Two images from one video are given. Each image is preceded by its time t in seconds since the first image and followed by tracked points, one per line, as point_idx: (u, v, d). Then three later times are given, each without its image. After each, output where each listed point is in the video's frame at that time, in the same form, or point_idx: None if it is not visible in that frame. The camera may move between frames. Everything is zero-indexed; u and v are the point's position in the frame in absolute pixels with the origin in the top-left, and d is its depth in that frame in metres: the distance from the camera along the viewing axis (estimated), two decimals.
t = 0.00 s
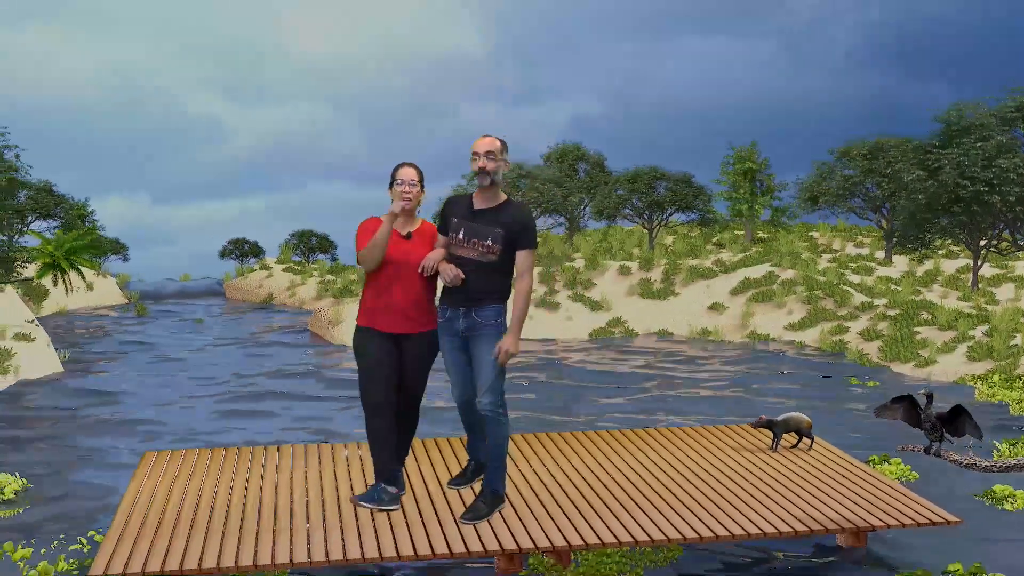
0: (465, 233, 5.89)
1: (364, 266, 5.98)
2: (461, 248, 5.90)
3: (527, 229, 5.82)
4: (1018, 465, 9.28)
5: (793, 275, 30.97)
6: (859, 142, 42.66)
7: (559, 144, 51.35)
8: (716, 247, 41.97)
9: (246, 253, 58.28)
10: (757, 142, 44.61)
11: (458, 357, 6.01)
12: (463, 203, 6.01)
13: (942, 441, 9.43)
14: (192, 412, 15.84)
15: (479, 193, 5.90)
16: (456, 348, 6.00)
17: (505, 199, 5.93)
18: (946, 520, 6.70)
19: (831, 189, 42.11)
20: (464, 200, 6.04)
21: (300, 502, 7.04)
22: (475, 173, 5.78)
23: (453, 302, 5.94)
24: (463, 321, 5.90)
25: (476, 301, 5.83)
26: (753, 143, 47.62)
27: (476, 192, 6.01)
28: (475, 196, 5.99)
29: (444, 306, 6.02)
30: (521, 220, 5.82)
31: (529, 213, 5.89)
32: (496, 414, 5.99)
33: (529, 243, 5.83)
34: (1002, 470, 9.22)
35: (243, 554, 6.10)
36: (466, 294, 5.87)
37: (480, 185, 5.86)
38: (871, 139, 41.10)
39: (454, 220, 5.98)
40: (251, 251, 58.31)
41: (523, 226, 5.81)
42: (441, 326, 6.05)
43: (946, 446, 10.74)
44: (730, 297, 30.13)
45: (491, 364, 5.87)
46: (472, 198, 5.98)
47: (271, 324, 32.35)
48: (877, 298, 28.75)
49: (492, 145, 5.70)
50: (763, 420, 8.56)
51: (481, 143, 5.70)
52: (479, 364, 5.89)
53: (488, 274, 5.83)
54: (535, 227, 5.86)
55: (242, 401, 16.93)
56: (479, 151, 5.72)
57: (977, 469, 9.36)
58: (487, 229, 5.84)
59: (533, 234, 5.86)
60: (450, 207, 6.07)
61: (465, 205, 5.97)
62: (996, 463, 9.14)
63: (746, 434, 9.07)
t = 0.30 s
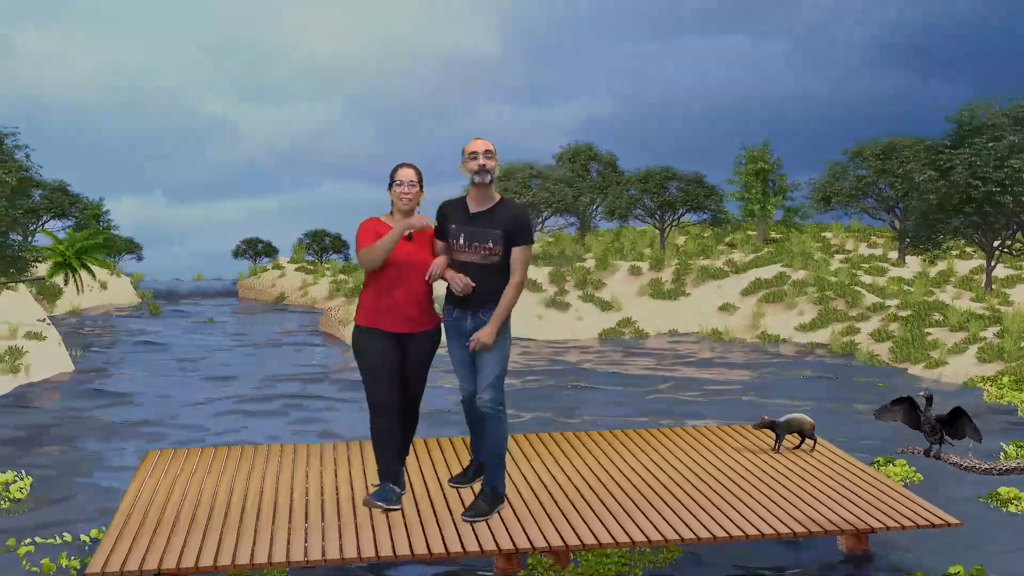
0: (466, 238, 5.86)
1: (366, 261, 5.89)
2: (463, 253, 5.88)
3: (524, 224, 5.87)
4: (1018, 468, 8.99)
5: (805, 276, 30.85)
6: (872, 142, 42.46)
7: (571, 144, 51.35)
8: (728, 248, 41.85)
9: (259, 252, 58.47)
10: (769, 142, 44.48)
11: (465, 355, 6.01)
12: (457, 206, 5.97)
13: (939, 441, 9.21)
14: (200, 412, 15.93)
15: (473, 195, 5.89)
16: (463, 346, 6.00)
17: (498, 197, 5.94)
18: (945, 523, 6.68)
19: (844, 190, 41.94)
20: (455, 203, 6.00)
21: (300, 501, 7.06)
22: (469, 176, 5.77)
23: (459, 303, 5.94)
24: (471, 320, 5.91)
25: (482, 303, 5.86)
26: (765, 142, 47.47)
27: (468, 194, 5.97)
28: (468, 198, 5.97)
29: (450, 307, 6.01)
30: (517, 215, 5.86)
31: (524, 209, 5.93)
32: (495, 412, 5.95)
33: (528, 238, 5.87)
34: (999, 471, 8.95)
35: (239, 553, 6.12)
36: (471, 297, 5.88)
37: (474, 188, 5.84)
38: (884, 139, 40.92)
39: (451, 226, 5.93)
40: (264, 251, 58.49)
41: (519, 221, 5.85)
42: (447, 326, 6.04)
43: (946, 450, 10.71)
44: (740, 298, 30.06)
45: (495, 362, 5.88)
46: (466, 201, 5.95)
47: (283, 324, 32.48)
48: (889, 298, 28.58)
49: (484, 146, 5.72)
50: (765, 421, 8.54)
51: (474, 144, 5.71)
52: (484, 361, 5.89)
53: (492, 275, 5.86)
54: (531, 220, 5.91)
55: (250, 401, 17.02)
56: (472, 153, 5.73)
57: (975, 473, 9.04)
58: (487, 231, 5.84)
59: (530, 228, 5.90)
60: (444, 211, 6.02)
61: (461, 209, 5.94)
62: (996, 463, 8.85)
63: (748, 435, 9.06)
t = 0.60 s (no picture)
0: (464, 240, 5.85)
1: (367, 278, 5.82)
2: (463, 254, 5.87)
3: (521, 219, 5.86)
4: (1019, 471, 9.09)
5: (816, 277, 30.73)
6: (885, 142, 42.25)
7: (583, 144, 51.31)
8: (741, 248, 41.73)
9: (272, 252, 58.64)
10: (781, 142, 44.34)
11: (470, 352, 6.03)
12: (451, 210, 5.97)
13: (940, 444, 9.30)
14: (208, 413, 16.00)
15: (465, 198, 5.90)
16: (467, 345, 6.02)
17: (491, 197, 5.94)
18: (946, 525, 6.65)
19: (856, 190, 41.77)
20: (449, 207, 6.00)
21: (299, 501, 7.07)
22: (460, 182, 5.82)
23: (462, 304, 5.94)
24: (475, 319, 5.92)
25: (485, 302, 5.86)
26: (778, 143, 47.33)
27: (460, 198, 5.99)
28: (461, 202, 5.98)
29: (452, 307, 6.02)
30: (513, 212, 5.85)
31: (518, 204, 5.92)
32: (504, 408, 5.98)
33: (527, 233, 5.87)
34: (999, 477, 9.10)
35: (236, 553, 6.12)
36: (473, 295, 5.89)
37: (465, 193, 5.87)
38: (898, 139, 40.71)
39: (449, 229, 5.94)
40: (277, 250, 58.66)
41: (515, 217, 5.84)
42: (450, 326, 6.05)
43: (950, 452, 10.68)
44: (751, 298, 29.98)
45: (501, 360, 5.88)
46: (459, 204, 5.96)
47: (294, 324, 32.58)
48: (901, 299, 28.40)
49: (472, 152, 5.78)
50: (767, 421, 8.52)
51: (462, 150, 5.77)
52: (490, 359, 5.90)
53: (493, 274, 5.86)
54: (528, 214, 5.90)
55: (258, 402, 17.07)
56: (461, 159, 5.79)
57: (974, 476, 9.22)
58: (484, 231, 5.83)
59: (527, 223, 5.90)
60: (439, 215, 6.02)
61: (455, 211, 5.94)
62: (996, 470, 8.99)
63: (749, 436, 9.04)
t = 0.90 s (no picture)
0: (461, 240, 5.84)
1: (353, 279, 5.89)
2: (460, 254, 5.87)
3: (518, 220, 5.90)
4: (1019, 475, 9.02)
5: (827, 277, 30.61)
6: (898, 142, 42.04)
7: (594, 145, 51.27)
8: (752, 248, 41.61)
9: (285, 252, 58.79)
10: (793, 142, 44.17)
11: (469, 355, 6.06)
12: (447, 209, 5.97)
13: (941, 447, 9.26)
14: (215, 414, 16.06)
15: (462, 197, 5.89)
16: (466, 348, 6.05)
17: (488, 196, 5.95)
18: (946, 527, 6.63)
19: (868, 190, 41.59)
20: (446, 206, 6.00)
21: (300, 499, 7.10)
22: (458, 180, 5.81)
23: (459, 305, 5.94)
24: (473, 321, 5.92)
25: (483, 302, 5.85)
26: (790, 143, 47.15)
27: (455, 196, 5.98)
28: (457, 200, 5.97)
29: (450, 308, 6.02)
30: (510, 212, 5.89)
31: (515, 204, 5.95)
32: (502, 411, 5.97)
33: (525, 232, 5.91)
34: (1000, 480, 9.04)
35: (234, 551, 6.15)
36: (471, 295, 5.88)
37: (462, 192, 5.86)
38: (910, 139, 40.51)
39: (445, 228, 5.92)
40: (290, 250, 58.80)
41: (512, 218, 5.88)
42: (448, 328, 6.06)
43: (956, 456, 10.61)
44: (762, 299, 29.91)
45: (499, 363, 5.88)
46: (456, 203, 5.95)
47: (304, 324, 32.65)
48: (912, 300, 28.25)
49: (470, 149, 5.76)
50: (770, 422, 8.50)
51: (460, 148, 5.74)
52: (488, 362, 5.90)
53: (490, 275, 5.84)
54: (526, 214, 5.96)
55: (266, 403, 17.14)
56: (459, 157, 5.77)
57: (975, 479, 9.16)
58: (481, 231, 5.83)
59: (524, 223, 5.93)
60: (435, 214, 6.01)
61: (452, 210, 5.93)
62: (997, 473, 8.93)
63: (753, 437, 9.02)
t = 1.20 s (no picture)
0: (462, 237, 5.85)
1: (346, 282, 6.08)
2: (461, 252, 5.86)
3: (525, 221, 5.86)
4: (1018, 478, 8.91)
5: (840, 278, 30.47)
6: (913, 142, 41.81)
7: (607, 145, 51.24)
8: (766, 248, 41.50)
9: (298, 251, 58.96)
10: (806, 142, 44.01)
11: (467, 359, 6.05)
12: (454, 204, 5.97)
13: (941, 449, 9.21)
14: (224, 415, 16.12)
15: (469, 193, 5.88)
16: (463, 352, 6.05)
17: (495, 194, 5.93)
18: (947, 529, 6.59)
19: (882, 190, 41.41)
20: (452, 202, 5.99)
21: (299, 499, 7.11)
22: (468, 173, 5.78)
23: (458, 306, 5.93)
24: (471, 324, 5.92)
25: (482, 303, 5.85)
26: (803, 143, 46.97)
27: (464, 191, 5.98)
28: (464, 196, 5.97)
29: (450, 309, 6.01)
30: (517, 213, 5.86)
31: (522, 205, 5.91)
32: (500, 416, 5.96)
33: (530, 235, 5.88)
34: (1000, 483, 8.95)
35: (231, 549, 6.16)
36: (471, 296, 5.87)
37: (471, 185, 5.84)
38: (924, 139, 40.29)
39: (448, 223, 5.92)
40: (303, 250, 58.97)
41: (518, 219, 5.85)
42: (446, 331, 6.06)
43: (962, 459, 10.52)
44: (774, 299, 29.82)
45: (497, 368, 5.87)
46: (463, 198, 5.95)
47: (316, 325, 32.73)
48: (925, 301, 28.08)
49: (484, 144, 5.75)
50: (773, 424, 8.46)
51: (474, 141, 5.72)
52: (486, 367, 5.89)
53: (491, 275, 5.83)
54: (532, 215, 5.91)
55: (273, 404, 17.17)
56: (472, 150, 5.75)
57: (974, 482, 9.09)
58: (484, 229, 5.82)
59: (530, 224, 5.88)
60: (440, 209, 6.01)
61: (457, 207, 5.94)
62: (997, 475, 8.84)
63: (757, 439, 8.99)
